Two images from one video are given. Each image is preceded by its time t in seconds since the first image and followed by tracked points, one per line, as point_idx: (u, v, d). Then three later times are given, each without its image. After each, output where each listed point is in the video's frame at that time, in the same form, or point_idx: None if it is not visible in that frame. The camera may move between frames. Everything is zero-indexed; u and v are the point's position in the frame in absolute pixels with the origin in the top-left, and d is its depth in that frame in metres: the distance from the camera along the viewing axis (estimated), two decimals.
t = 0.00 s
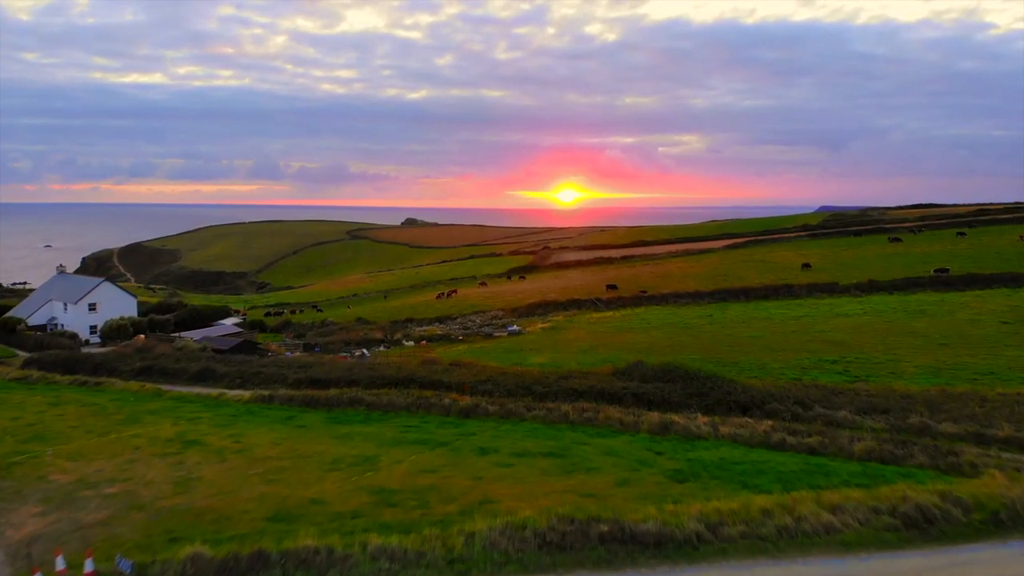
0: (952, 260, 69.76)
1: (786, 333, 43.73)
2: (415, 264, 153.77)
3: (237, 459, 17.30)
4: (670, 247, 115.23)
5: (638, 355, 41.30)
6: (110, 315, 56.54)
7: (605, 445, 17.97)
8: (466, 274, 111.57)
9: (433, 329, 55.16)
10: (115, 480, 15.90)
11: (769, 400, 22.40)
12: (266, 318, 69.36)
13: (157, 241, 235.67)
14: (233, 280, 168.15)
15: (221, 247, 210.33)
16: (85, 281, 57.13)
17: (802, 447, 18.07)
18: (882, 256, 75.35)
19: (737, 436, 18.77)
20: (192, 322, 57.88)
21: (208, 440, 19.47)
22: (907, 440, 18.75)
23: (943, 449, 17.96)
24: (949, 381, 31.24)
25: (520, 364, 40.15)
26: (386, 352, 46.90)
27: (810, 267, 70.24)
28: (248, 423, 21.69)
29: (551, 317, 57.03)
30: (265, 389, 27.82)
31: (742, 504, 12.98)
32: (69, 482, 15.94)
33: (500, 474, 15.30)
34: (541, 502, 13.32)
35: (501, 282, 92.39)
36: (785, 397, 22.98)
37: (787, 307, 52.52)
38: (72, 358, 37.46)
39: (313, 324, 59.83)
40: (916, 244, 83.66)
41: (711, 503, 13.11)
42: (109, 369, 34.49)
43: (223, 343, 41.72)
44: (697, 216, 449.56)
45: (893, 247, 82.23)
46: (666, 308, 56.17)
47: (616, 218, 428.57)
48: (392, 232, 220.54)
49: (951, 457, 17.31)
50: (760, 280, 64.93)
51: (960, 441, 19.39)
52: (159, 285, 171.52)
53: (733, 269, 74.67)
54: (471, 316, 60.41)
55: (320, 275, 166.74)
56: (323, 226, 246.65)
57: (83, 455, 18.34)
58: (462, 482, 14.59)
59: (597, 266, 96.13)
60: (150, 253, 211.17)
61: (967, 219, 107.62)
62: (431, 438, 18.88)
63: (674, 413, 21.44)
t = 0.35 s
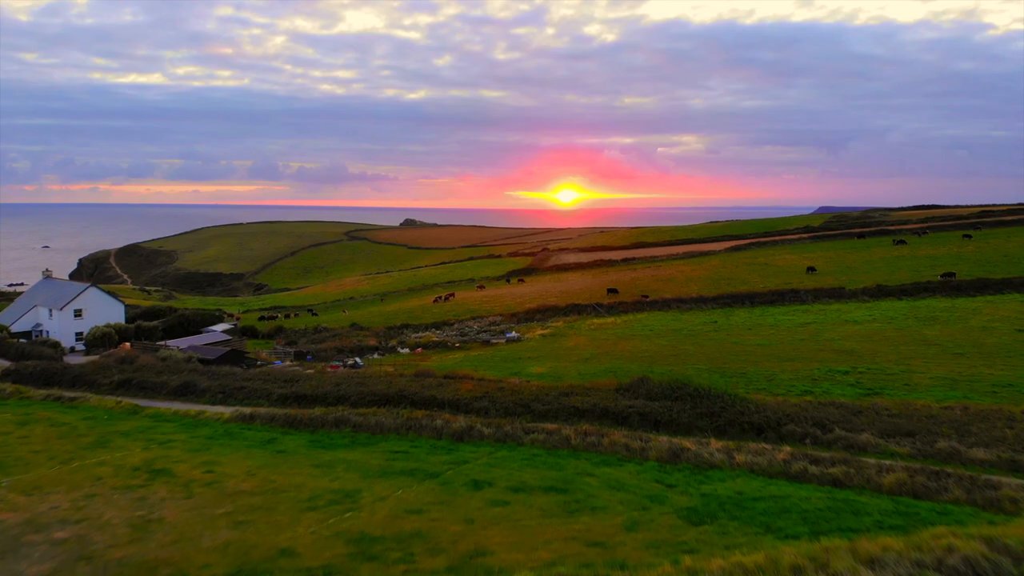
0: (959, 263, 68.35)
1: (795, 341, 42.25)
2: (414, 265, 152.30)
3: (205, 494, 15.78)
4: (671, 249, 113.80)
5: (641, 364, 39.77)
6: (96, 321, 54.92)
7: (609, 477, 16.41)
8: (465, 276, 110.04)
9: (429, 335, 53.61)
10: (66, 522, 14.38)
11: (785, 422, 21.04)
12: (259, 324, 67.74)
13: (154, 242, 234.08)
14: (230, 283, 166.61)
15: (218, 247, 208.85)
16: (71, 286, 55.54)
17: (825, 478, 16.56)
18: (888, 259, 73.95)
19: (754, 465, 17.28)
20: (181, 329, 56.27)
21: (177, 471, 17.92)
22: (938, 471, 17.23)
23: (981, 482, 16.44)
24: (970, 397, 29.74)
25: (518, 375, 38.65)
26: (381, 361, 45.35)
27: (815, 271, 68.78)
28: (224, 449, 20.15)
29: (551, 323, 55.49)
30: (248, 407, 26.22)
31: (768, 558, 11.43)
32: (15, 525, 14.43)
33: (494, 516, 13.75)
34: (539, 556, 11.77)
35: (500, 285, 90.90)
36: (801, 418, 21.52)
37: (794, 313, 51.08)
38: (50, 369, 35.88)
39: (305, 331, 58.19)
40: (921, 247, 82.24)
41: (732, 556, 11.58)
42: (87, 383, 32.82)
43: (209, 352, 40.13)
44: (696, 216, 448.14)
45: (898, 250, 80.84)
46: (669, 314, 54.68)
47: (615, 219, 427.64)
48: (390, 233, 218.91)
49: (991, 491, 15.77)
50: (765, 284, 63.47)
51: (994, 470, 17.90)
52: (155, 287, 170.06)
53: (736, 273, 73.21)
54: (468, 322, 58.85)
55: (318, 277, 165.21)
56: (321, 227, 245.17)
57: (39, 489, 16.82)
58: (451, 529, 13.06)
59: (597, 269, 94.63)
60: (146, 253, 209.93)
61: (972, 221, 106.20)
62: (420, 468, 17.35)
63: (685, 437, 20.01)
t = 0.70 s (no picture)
0: (967, 267, 67.01)
1: (803, 349, 40.90)
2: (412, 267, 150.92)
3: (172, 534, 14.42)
4: (672, 250, 112.49)
5: (644, 372, 38.34)
6: (83, 327, 53.40)
7: (615, 512, 14.99)
8: (463, 278, 108.60)
9: (425, 342, 52.21)
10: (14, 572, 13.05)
11: (804, 446, 19.68)
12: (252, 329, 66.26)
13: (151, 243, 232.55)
14: (227, 285, 165.14)
15: (216, 248, 207.33)
16: (58, 291, 54.03)
17: (851, 512, 15.19)
18: (894, 262, 72.61)
19: (772, 497, 15.92)
20: (170, 335, 54.82)
21: (145, 504, 16.54)
22: (973, 503, 15.87)
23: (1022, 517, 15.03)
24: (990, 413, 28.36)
25: (517, 385, 37.22)
26: (375, 369, 43.88)
27: (820, 274, 67.43)
28: (199, 476, 18.79)
29: (550, 329, 54.04)
30: (232, 426, 24.81)
31: None
32: None
33: (489, 564, 12.37)
34: None
35: (499, 288, 89.55)
36: (819, 440, 20.19)
37: (800, 319, 49.78)
38: (28, 381, 34.42)
39: (298, 336, 56.68)
40: (927, 249, 80.91)
41: None
42: (66, 397, 31.34)
43: (196, 362, 38.71)
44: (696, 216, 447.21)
45: (903, 253, 79.53)
46: (672, 319, 53.28)
47: (615, 219, 426.72)
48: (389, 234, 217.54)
49: None
50: (769, 288, 62.06)
51: None
52: (151, 289, 168.59)
53: (739, 276, 71.81)
54: (466, 327, 57.45)
55: (316, 278, 163.86)
56: (320, 227, 243.52)
57: None
58: None
59: (597, 272, 93.16)
60: (144, 254, 208.44)
61: (977, 223, 104.84)
62: (409, 500, 15.95)
63: (696, 464, 18.64)
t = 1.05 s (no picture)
0: (976, 271, 65.52)
1: (813, 359, 39.40)
2: (410, 268, 149.31)
3: None
4: (673, 252, 111.01)
5: (649, 384, 36.75)
6: (68, 335, 51.69)
7: (624, 560, 13.38)
8: (462, 281, 107.01)
9: (421, 349, 50.58)
10: None
11: (826, 476, 18.22)
12: (244, 335, 64.61)
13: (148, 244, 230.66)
14: (224, 286, 163.48)
15: (213, 249, 205.51)
16: (42, 298, 52.34)
17: (887, 560, 13.62)
18: (901, 266, 71.13)
19: (798, 541, 14.35)
20: (158, 342, 53.17)
21: (101, 548, 14.95)
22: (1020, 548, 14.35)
23: None
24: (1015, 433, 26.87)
25: (515, 398, 35.61)
26: (368, 380, 42.24)
27: (826, 279, 65.95)
28: (167, 511, 17.17)
29: (550, 336, 52.45)
30: (210, 450, 23.33)
31: None
32: None
33: None
34: None
35: (498, 292, 87.94)
36: (842, 469, 18.72)
37: (807, 326, 48.25)
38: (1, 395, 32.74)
39: (290, 343, 55.02)
40: (933, 252, 79.47)
41: None
42: (40, 414, 29.71)
43: (180, 374, 37.12)
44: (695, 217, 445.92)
45: (909, 256, 78.07)
46: (675, 326, 51.72)
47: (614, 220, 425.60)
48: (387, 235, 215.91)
49: None
50: (774, 294, 60.53)
51: None
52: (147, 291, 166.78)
53: (743, 280, 70.25)
54: (463, 333, 55.87)
55: (313, 279, 162.24)
56: (318, 228, 241.77)
57: None
58: None
59: (597, 275, 91.59)
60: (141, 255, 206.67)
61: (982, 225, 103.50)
62: (394, 543, 14.36)
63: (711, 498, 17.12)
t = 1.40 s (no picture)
0: (984, 275, 64.18)
1: (822, 369, 38.01)
2: (408, 270, 147.85)
3: None
4: (674, 254, 109.62)
5: (653, 395, 35.28)
6: (53, 342, 50.12)
7: None
8: (460, 284, 105.55)
9: (417, 357, 49.14)
10: None
11: (851, 509, 16.82)
12: (236, 341, 63.07)
13: (144, 244, 228.81)
14: (221, 287, 162.00)
15: (210, 250, 203.93)
16: (27, 304, 50.78)
17: None
18: (907, 269, 69.82)
19: None
20: (146, 349, 51.66)
21: None
22: None
23: None
24: None
25: (514, 411, 34.17)
26: (361, 390, 40.77)
27: (832, 283, 64.58)
28: (131, 550, 15.67)
29: (550, 342, 51.00)
30: (188, 475, 21.90)
31: None
32: None
33: None
34: None
35: (496, 295, 86.55)
36: (868, 501, 17.32)
37: (814, 333, 46.89)
38: None
39: (283, 350, 53.47)
40: (939, 255, 78.16)
41: None
42: (14, 431, 28.23)
43: (164, 387, 35.61)
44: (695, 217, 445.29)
45: (914, 259, 76.78)
46: (679, 332, 50.29)
47: (614, 220, 424.67)
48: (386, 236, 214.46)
49: None
50: (779, 298, 59.17)
51: None
52: (143, 292, 165.15)
53: (746, 284, 68.88)
54: (461, 339, 54.42)
55: (311, 281, 160.74)
56: (316, 229, 240.23)
57: None
58: None
59: (597, 278, 90.20)
60: (137, 255, 205.14)
61: (986, 226, 102.32)
62: None
63: (726, 536, 15.74)
